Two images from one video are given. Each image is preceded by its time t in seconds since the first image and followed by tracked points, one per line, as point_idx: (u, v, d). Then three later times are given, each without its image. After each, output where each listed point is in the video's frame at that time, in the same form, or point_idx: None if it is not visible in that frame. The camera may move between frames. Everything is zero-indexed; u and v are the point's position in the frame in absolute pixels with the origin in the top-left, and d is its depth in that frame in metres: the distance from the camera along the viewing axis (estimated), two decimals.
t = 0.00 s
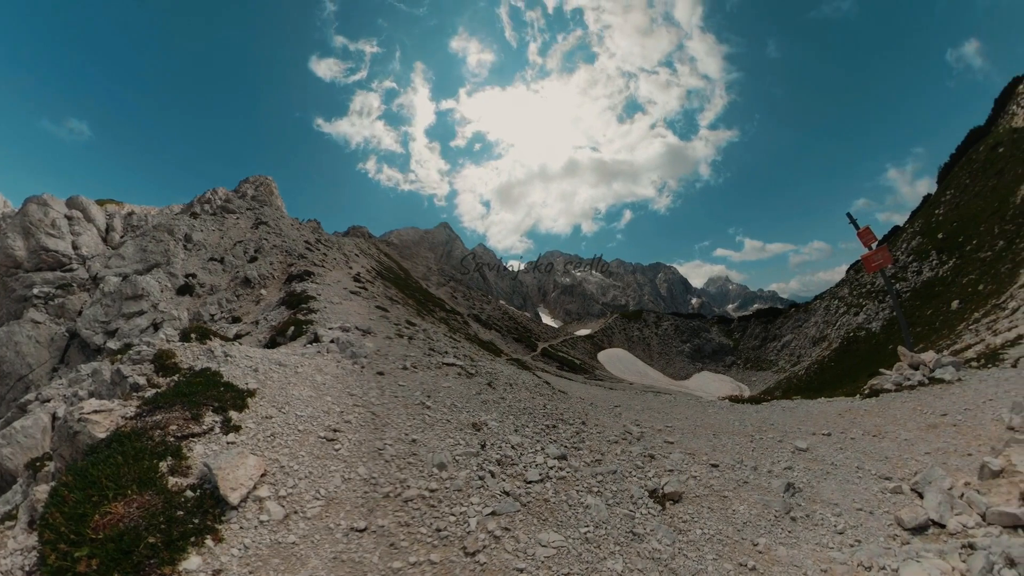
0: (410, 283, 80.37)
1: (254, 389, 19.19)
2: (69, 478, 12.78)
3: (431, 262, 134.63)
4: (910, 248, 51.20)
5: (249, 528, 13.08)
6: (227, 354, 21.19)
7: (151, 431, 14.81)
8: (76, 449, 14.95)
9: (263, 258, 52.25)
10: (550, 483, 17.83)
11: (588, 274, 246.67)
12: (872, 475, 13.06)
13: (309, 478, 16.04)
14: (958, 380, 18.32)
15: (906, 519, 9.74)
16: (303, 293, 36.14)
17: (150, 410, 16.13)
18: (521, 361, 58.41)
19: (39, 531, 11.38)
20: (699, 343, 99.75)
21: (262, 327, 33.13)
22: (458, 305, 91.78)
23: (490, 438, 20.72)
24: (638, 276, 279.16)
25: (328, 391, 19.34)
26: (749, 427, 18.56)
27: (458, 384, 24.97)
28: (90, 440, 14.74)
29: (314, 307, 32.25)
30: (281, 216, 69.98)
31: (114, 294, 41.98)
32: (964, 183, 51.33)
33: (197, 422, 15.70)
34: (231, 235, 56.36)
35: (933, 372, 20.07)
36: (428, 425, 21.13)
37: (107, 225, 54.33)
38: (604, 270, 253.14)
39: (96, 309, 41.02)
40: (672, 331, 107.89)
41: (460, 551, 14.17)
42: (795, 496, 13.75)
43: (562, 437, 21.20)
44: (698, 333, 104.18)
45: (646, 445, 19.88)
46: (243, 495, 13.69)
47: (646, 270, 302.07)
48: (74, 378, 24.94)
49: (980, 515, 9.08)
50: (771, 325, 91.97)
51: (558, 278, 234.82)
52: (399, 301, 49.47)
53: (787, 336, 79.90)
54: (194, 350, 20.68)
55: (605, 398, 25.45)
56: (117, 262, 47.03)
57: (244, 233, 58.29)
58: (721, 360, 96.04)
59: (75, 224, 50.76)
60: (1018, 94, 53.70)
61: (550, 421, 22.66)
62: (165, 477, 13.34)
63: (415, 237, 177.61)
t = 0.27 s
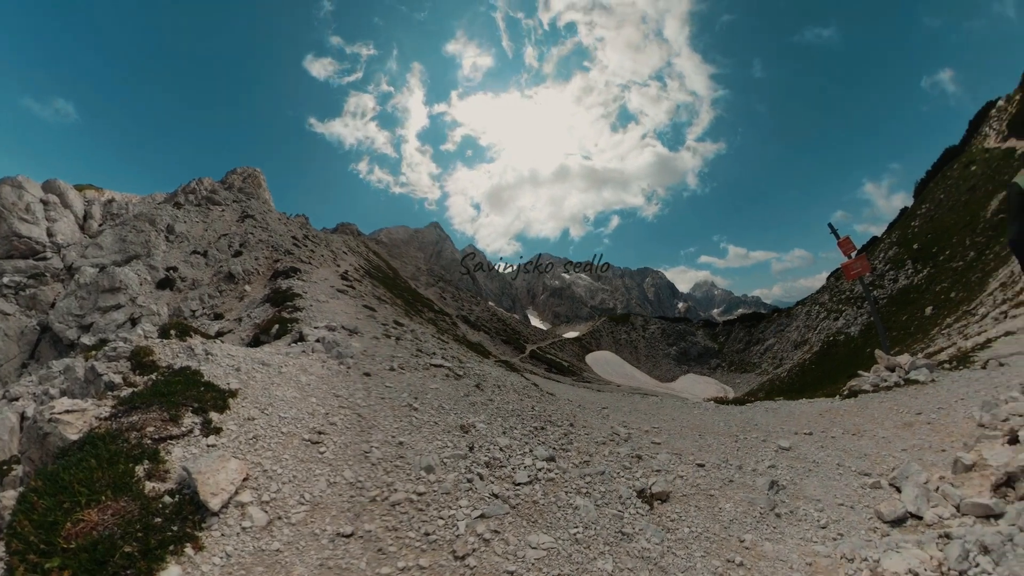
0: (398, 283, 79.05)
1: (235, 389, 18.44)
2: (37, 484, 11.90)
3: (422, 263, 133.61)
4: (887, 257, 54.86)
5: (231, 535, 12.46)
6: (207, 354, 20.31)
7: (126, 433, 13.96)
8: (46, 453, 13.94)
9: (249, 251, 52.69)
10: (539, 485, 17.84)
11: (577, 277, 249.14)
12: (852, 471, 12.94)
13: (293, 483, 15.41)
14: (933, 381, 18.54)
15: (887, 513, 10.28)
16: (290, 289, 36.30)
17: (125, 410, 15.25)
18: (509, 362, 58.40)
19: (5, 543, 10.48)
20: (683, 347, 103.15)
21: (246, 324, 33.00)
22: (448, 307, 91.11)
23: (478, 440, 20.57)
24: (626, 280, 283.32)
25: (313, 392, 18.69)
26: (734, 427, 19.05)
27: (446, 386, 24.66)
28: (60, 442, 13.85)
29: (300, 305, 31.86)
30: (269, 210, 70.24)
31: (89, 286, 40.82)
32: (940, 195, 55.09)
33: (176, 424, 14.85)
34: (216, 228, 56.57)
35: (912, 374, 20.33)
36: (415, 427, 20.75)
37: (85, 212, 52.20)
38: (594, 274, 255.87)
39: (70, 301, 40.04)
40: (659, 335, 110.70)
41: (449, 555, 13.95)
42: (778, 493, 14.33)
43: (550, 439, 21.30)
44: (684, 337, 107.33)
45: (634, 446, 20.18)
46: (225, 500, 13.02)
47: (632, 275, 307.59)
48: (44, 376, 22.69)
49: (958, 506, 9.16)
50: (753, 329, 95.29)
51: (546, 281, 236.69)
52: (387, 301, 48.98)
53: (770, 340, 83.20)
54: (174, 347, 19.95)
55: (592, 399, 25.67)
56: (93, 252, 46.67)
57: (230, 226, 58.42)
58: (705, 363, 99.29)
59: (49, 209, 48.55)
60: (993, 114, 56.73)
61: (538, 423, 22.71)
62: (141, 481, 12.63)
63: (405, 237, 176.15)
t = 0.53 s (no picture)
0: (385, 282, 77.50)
1: (215, 389, 17.70)
2: None
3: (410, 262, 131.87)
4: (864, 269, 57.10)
5: (211, 543, 11.81)
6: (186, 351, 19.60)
7: (98, 436, 13.54)
8: (12, 454, 13.69)
9: (234, 243, 53.58)
10: (527, 487, 17.84)
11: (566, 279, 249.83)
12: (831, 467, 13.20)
13: (275, 488, 14.73)
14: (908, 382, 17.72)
15: (865, 507, 10.91)
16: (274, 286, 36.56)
17: (97, 410, 14.84)
18: (496, 364, 58.11)
19: None
20: (669, 349, 105.73)
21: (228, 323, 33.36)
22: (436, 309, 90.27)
23: (465, 442, 20.37)
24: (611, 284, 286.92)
25: (296, 393, 18.09)
26: (718, 428, 19.57)
27: (433, 388, 24.30)
28: (26, 444, 13.48)
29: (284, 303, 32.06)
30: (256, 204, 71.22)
31: (63, 276, 41.56)
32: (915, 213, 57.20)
33: (151, 426, 14.40)
34: (199, 219, 57.04)
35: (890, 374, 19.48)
36: (401, 429, 20.32)
37: (60, 195, 53.28)
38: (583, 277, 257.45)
39: (41, 291, 40.70)
40: (646, 339, 113.07)
41: (438, 559, 13.70)
42: (761, 490, 14.81)
43: (538, 440, 21.34)
44: (670, 340, 109.78)
45: (620, 447, 20.49)
46: (204, 506, 12.40)
47: (620, 278, 311.17)
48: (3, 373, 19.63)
49: (933, 498, 9.62)
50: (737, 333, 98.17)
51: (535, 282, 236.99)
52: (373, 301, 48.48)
53: (752, 343, 86.01)
54: (150, 343, 19.49)
55: (579, 401, 25.85)
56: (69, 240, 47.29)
57: (214, 218, 58.84)
58: (691, 365, 101.78)
59: (23, 190, 49.74)
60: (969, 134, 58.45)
61: (526, 425, 22.72)
62: (114, 487, 12.22)
63: (395, 235, 173.76)
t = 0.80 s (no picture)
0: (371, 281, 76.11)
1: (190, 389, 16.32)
2: None
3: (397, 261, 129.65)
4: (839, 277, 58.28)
5: (187, 553, 11.17)
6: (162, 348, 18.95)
7: (65, 438, 13.08)
8: None
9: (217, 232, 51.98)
10: (514, 489, 17.80)
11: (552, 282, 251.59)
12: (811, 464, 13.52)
13: (255, 492, 14.06)
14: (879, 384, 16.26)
15: (844, 501, 11.58)
16: (256, 281, 36.24)
17: (67, 410, 14.44)
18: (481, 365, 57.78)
19: None
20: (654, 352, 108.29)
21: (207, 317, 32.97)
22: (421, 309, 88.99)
23: (451, 444, 20.12)
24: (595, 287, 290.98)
25: (278, 393, 17.45)
26: (702, 428, 20.17)
27: (419, 389, 23.97)
28: None
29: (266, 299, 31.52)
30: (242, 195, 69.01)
31: (31, 262, 39.37)
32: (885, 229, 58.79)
33: (122, 427, 13.90)
34: (180, 207, 54.49)
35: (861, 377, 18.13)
36: (386, 431, 19.84)
37: (33, 175, 51.57)
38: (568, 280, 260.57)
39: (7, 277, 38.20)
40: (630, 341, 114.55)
41: (425, 564, 13.45)
42: (744, 488, 15.34)
43: (524, 442, 21.34)
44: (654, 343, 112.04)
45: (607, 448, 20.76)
46: (180, 513, 11.78)
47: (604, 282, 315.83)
48: None
49: (905, 491, 10.38)
50: (720, 337, 101.16)
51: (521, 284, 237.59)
52: (358, 300, 47.58)
53: (734, 346, 88.79)
54: (125, 338, 19.08)
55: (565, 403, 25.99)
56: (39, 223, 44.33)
57: (196, 207, 56.24)
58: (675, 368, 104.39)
59: None
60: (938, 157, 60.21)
61: (512, 427, 22.66)
62: (83, 493, 11.72)
63: (383, 232, 171.45)
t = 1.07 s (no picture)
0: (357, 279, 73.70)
1: (167, 387, 16.38)
2: None
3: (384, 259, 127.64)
4: (818, 286, 60.90)
5: (160, 564, 10.53)
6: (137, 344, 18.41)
7: (30, 439, 12.42)
8: None
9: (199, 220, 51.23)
10: (500, 491, 17.72)
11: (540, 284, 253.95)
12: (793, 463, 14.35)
13: (234, 497, 13.38)
14: (854, 386, 16.83)
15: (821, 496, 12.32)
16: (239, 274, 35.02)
17: (31, 409, 13.67)
18: (466, 367, 57.27)
19: None
20: (638, 355, 111.32)
21: (182, 311, 31.47)
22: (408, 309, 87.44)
23: (436, 446, 19.82)
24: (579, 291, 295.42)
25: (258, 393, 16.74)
26: (686, 429, 20.81)
27: (403, 390, 23.52)
28: None
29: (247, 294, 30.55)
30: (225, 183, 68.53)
31: None
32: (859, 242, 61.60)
33: (92, 428, 13.43)
34: (160, 193, 53.42)
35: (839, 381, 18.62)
36: (370, 434, 19.29)
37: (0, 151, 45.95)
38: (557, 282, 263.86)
39: None
40: (616, 344, 115.47)
41: (412, 568, 13.14)
42: (726, 486, 15.97)
43: (510, 444, 21.32)
44: (639, 346, 114.90)
45: (592, 449, 21.03)
46: (154, 520, 11.18)
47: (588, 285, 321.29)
48: None
49: (879, 486, 11.16)
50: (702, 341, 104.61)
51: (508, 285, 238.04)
52: (343, 296, 47.62)
53: (716, 350, 91.78)
54: (96, 332, 18.36)
55: (550, 405, 26.13)
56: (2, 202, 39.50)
57: (178, 193, 55.48)
58: (658, 371, 107.37)
59: None
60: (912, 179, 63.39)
61: (498, 428, 22.58)
62: (48, 498, 11.18)
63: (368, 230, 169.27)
